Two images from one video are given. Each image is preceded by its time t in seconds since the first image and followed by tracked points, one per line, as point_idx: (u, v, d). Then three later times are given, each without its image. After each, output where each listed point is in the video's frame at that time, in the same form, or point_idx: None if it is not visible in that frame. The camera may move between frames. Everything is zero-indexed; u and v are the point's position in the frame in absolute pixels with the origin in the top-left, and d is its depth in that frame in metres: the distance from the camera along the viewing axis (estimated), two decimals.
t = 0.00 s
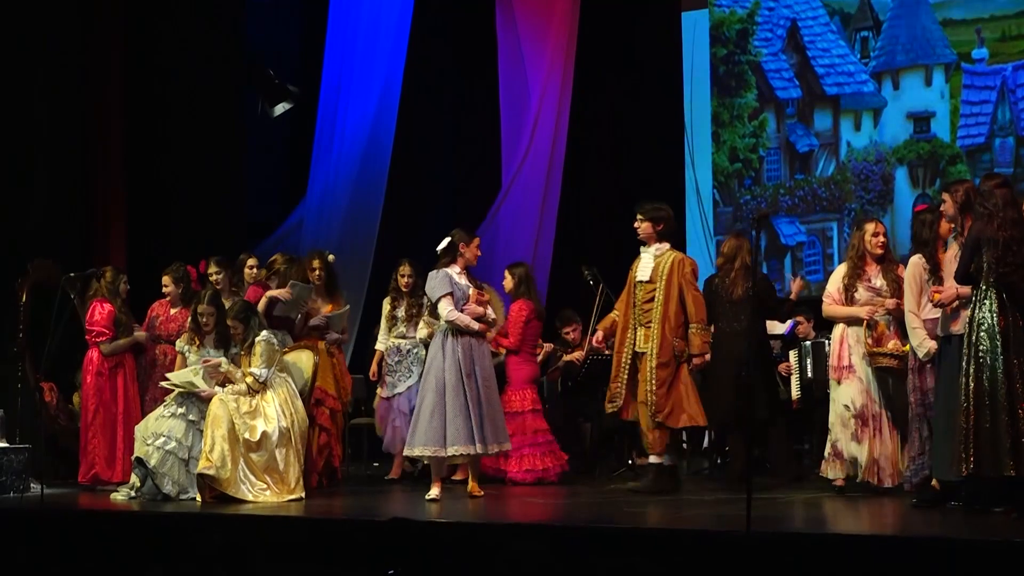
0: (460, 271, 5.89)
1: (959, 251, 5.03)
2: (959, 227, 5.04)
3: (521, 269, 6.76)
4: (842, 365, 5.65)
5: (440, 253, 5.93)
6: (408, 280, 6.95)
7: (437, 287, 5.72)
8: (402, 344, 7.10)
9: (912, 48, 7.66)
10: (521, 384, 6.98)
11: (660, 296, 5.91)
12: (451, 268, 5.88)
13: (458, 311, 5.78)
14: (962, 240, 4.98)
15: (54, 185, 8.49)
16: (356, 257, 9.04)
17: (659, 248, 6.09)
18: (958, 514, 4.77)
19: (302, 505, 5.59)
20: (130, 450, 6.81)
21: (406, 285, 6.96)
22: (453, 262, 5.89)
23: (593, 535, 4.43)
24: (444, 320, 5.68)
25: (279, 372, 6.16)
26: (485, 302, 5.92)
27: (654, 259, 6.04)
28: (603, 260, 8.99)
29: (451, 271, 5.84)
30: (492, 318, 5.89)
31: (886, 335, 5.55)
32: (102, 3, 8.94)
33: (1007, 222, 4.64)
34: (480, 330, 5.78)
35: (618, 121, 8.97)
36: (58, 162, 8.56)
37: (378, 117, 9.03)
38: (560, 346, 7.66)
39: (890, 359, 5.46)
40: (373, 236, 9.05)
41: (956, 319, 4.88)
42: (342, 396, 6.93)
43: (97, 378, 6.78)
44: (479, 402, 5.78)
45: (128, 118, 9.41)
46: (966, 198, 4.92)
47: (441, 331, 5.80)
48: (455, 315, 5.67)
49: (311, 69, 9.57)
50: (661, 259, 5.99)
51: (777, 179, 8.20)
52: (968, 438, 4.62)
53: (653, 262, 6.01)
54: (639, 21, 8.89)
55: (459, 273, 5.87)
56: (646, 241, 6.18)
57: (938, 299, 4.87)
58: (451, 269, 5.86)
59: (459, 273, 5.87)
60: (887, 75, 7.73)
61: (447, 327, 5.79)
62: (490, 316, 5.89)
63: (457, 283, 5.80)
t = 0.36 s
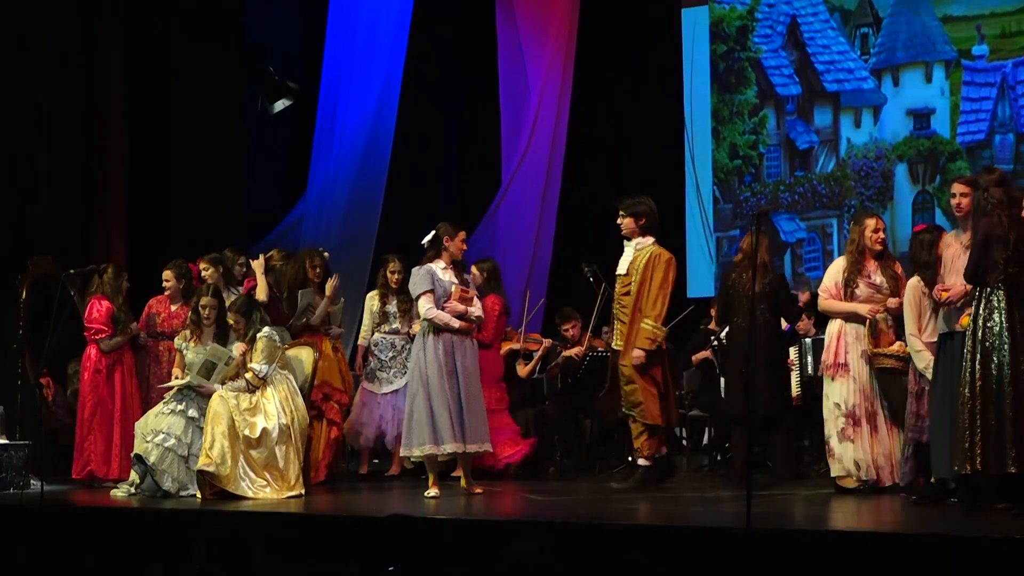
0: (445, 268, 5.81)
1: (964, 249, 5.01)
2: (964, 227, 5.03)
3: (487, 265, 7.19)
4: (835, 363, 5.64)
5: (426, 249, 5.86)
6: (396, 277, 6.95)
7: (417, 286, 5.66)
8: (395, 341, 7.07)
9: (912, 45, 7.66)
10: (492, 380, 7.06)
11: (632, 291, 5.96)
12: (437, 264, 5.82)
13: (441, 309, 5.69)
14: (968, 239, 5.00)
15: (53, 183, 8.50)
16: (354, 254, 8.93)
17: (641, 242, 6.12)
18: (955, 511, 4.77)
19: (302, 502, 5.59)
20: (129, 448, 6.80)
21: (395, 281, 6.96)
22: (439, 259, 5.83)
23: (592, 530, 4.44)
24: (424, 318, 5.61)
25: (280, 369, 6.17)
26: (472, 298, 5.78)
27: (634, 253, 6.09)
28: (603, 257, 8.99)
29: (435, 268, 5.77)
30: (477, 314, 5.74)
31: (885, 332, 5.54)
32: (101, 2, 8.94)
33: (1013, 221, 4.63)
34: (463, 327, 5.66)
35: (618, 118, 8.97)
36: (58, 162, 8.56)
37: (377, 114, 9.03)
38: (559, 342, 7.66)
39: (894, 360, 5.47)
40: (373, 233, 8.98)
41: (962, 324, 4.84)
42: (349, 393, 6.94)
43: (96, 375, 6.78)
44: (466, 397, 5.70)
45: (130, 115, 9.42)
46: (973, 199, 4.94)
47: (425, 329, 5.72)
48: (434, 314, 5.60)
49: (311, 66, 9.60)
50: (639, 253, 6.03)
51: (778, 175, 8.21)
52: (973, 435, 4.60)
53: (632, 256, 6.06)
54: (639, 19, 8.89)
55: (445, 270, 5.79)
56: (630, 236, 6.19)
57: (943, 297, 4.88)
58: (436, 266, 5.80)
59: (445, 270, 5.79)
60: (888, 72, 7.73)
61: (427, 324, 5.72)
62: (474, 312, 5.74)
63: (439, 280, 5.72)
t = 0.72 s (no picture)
0: (429, 268, 5.78)
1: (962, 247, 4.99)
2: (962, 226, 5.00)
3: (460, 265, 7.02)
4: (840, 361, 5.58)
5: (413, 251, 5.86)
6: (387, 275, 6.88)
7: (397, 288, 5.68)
8: (384, 339, 7.12)
9: (911, 44, 7.66)
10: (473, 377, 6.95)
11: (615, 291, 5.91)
12: (424, 265, 5.80)
13: (421, 310, 5.68)
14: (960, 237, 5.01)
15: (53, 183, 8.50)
16: (353, 253, 8.99)
17: (627, 239, 6.05)
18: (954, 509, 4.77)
19: (300, 501, 5.59)
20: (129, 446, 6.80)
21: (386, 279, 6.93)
22: (424, 259, 5.82)
23: (591, 529, 4.44)
24: (402, 319, 5.62)
25: (281, 368, 6.16)
26: (455, 295, 5.70)
27: (620, 251, 6.02)
28: (602, 255, 9.00)
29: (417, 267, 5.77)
30: (457, 312, 5.67)
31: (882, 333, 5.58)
32: (101, 1, 8.94)
33: (1010, 221, 4.62)
34: (442, 326, 5.62)
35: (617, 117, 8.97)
36: (58, 162, 8.57)
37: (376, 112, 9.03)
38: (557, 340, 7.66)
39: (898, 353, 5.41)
40: (372, 232, 9.02)
41: (958, 322, 4.76)
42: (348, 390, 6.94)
43: (96, 373, 6.78)
44: (448, 396, 5.66)
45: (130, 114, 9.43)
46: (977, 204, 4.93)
47: (411, 330, 5.71)
48: (409, 314, 5.60)
49: (311, 65, 9.60)
50: (623, 251, 5.98)
51: (776, 174, 8.21)
52: (983, 429, 4.56)
53: (618, 255, 6.00)
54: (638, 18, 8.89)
55: (428, 270, 5.77)
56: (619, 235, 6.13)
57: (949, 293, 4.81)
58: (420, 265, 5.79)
59: (428, 270, 5.77)
60: (886, 71, 7.73)
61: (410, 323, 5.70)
62: (454, 311, 5.67)
63: (419, 281, 5.71)
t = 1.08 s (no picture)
0: (425, 268, 5.79)
1: (957, 244, 4.96)
2: (957, 222, 4.99)
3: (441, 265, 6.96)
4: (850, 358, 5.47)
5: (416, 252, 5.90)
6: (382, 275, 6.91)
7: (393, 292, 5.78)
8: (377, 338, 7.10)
9: (909, 43, 7.66)
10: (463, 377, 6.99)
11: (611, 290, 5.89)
12: (422, 265, 5.81)
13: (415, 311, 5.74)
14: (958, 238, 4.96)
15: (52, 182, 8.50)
16: (353, 252, 8.94)
17: (613, 238, 6.02)
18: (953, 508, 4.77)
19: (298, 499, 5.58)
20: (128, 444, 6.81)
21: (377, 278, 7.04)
22: (422, 260, 5.83)
23: (591, 529, 4.44)
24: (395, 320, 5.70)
25: (280, 368, 6.17)
26: (444, 294, 5.70)
27: (607, 250, 5.99)
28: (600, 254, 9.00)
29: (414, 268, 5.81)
30: (444, 311, 5.65)
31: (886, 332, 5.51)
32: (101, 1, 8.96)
33: (1010, 221, 4.63)
34: (429, 326, 5.64)
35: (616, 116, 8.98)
36: (58, 162, 8.58)
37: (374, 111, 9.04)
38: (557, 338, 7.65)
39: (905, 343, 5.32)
40: (370, 231, 8.99)
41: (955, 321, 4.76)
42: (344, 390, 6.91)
43: (94, 371, 6.79)
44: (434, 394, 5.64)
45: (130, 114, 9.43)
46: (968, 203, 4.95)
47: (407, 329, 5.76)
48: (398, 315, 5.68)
49: (309, 64, 9.60)
50: (611, 250, 5.94)
51: (774, 172, 8.21)
52: (989, 420, 4.52)
53: (606, 254, 5.97)
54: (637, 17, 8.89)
55: (423, 270, 5.79)
56: (603, 233, 6.11)
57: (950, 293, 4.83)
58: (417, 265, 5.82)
59: (423, 270, 5.78)
60: (884, 69, 7.73)
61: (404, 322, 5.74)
62: (441, 310, 5.65)
63: (412, 282, 5.75)
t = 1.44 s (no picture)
0: (430, 271, 5.78)
1: (943, 243, 4.98)
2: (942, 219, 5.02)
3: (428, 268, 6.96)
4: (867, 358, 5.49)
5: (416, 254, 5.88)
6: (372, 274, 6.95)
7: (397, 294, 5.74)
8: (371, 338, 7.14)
9: (901, 42, 7.65)
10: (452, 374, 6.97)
11: (598, 289, 5.83)
12: (426, 267, 5.81)
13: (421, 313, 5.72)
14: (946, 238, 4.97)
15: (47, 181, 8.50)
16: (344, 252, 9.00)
17: (590, 239, 5.99)
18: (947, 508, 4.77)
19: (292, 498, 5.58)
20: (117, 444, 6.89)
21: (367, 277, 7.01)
22: (426, 262, 5.82)
23: (588, 529, 4.44)
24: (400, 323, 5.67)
25: (271, 367, 6.18)
26: (451, 297, 5.70)
27: (585, 251, 5.96)
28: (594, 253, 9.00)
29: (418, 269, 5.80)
30: (453, 314, 5.66)
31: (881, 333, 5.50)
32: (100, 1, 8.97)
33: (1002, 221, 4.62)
34: (439, 329, 5.63)
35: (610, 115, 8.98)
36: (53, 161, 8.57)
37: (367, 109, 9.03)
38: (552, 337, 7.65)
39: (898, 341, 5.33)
40: (363, 230, 8.99)
41: (941, 322, 4.73)
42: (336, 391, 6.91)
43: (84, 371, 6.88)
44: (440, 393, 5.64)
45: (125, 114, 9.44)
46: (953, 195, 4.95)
47: (412, 332, 5.75)
48: (405, 318, 5.66)
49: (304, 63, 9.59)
50: (591, 250, 5.92)
51: (768, 171, 8.22)
52: (985, 420, 4.53)
53: (585, 254, 5.93)
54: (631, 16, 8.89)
55: (428, 272, 5.77)
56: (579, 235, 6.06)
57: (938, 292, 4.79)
58: (421, 267, 5.81)
59: (428, 272, 5.77)
60: (877, 68, 7.73)
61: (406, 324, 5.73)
62: (450, 313, 5.66)
63: (418, 285, 5.73)
